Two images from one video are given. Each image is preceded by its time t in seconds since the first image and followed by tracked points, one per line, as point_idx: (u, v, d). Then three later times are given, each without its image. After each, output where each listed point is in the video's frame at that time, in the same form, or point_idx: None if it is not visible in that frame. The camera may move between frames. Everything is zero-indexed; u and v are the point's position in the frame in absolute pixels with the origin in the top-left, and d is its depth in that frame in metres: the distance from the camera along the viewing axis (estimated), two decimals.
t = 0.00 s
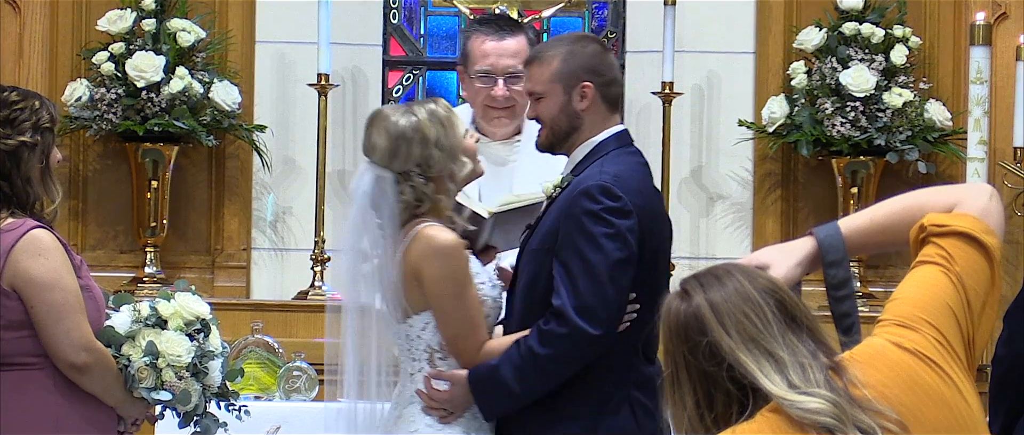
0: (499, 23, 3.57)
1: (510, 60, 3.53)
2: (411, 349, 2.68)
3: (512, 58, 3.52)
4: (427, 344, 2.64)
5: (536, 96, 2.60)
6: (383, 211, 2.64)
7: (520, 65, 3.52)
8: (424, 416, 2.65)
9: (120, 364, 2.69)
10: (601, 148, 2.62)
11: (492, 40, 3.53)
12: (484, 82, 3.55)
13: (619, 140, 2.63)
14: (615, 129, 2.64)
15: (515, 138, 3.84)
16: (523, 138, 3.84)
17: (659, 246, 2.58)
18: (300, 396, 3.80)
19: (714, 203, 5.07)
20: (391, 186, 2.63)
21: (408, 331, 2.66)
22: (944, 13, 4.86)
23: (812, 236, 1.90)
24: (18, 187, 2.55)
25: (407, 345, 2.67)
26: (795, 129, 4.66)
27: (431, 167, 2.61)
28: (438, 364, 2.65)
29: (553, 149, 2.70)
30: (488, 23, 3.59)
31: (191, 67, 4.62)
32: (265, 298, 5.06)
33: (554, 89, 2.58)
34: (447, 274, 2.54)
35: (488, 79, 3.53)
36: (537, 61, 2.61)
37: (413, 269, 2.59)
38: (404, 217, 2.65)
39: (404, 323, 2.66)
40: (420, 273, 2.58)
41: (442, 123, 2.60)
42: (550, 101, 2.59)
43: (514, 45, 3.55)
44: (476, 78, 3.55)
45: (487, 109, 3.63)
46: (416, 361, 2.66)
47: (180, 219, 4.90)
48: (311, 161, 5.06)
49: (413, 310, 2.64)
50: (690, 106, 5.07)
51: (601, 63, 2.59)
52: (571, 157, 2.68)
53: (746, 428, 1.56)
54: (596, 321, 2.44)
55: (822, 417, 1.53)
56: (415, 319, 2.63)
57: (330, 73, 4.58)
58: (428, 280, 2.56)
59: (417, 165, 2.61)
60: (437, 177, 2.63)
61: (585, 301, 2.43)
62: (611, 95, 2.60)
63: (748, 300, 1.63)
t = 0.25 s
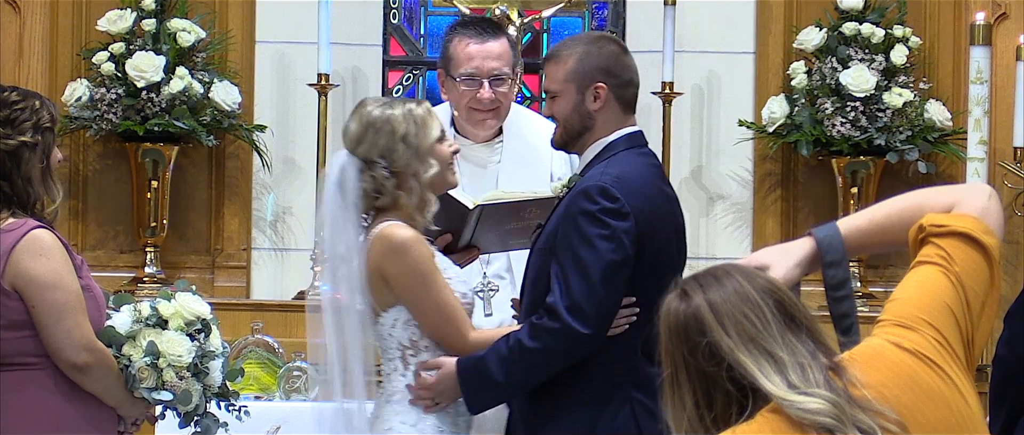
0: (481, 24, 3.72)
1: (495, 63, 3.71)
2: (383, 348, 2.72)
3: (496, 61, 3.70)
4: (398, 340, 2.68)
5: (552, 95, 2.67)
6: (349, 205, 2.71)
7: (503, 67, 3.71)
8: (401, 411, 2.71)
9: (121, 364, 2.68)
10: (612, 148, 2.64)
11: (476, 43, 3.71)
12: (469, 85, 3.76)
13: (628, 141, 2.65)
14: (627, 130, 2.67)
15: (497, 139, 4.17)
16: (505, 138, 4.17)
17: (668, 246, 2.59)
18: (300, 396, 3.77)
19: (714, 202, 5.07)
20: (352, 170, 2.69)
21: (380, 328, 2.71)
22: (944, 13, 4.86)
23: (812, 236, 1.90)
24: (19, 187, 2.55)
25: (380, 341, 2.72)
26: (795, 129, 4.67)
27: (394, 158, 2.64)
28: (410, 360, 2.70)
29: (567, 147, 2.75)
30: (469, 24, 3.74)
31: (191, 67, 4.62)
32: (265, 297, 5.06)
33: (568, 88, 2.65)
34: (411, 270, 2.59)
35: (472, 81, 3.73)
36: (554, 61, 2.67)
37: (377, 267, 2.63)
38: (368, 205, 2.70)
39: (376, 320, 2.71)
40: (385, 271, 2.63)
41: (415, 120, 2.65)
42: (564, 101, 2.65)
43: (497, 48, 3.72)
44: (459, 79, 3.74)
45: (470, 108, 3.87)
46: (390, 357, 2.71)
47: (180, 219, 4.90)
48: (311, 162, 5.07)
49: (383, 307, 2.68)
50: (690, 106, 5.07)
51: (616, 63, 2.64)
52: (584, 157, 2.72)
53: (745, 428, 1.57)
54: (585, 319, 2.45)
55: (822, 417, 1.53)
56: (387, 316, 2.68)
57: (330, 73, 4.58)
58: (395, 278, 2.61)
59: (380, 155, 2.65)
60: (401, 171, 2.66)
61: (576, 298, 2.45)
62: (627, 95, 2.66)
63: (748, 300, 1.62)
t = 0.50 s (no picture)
0: (486, 24, 3.82)
1: (500, 62, 3.80)
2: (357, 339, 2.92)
3: (501, 59, 3.79)
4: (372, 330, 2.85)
5: (562, 95, 2.75)
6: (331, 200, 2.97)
7: (507, 65, 3.80)
8: (367, 402, 2.84)
9: (122, 364, 2.68)
10: (619, 147, 2.72)
11: (481, 41, 3.81)
12: (473, 84, 3.83)
13: (635, 141, 2.73)
14: (634, 131, 2.74)
15: (497, 138, 4.20)
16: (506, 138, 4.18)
17: (673, 242, 2.65)
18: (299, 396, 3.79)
19: (714, 203, 5.06)
20: (334, 166, 2.96)
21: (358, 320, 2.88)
22: (944, 14, 4.86)
23: (812, 236, 1.90)
24: (20, 187, 2.55)
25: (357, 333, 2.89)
26: (795, 129, 4.67)
27: (372, 153, 2.90)
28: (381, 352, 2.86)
29: (577, 147, 2.84)
30: (474, 23, 3.84)
31: (191, 67, 4.62)
32: (265, 298, 5.00)
33: (576, 88, 2.72)
34: (384, 257, 2.77)
35: (477, 79, 3.81)
36: (563, 63, 2.76)
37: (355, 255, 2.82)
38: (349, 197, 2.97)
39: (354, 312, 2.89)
40: (362, 259, 2.81)
41: (393, 116, 2.89)
42: (573, 101, 2.74)
43: (502, 46, 3.82)
44: (463, 77, 3.82)
45: (473, 108, 3.93)
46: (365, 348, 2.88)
47: (180, 219, 4.91)
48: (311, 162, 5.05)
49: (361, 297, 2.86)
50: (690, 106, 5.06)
51: (623, 63, 2.72)
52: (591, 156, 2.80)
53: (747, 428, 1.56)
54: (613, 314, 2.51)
55: (824, 417, 1.53)
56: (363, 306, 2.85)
57: (330, 73, 4.58)
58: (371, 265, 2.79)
59: (360, 149, 2.92)
60: (379, 166, 2.91)
61: (586, 292, 2.53)
62: (635, 95, 2.73)
63: (748, 300, 1.62)
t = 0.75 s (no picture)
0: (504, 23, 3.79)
1: (515, 62, 3.76)
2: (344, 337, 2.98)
3: (517, 59, 3.75)
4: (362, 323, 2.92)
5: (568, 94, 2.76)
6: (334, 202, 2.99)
7: (523, 65, 3.76)
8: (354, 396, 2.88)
9: (122, 364, 2.68)
10: (626, 147, 2.72)
11: (497, 40, 3.77)
12: (488, 82, 3.79)
13: (642, 140, 2.73)
14: (640, 131, 2.75)
15: (511, 139, 4.13)
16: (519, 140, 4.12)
17: (681, 240, 2.65)
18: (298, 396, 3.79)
19: (714, 203, 5.05)
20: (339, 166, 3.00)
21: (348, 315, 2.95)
22: (944, 14, 4.86)
23: (812, 236, 1.90)
24: (21, 188, 2.55)
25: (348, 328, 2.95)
26: (795, 129, 4.67)
27: (375, 150, 2.94)
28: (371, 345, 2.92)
29: (582, 148, 2.84)
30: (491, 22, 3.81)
31: (191, 66, 4.62)
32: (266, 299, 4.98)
33: (582, 87, 2.73)
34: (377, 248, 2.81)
35: (492, 77, 3.77)
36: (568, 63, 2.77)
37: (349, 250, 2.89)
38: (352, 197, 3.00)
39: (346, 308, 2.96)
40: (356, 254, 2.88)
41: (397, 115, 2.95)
42: (578, 100, 2.75)
43: (519, 46, 3.78)
44: (479, 75, 3.78)
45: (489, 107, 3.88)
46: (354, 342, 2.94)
47: (180, 219, 4.91)
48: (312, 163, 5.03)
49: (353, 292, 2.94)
50: (690, 106, 5.05)
51: (629, 62, 2.73)
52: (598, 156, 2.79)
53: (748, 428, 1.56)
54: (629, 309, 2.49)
55: (825, 417, 1.53)
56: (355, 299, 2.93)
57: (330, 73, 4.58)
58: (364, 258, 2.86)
59: (363, 147, 2.96)
60: (383, 163, 2.95)
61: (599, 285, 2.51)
62: (638, 94, 2.73)
63: (749, 300, 1.62)
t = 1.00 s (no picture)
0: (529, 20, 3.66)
1: (539, 60, 3.63)
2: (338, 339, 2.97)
3: (541, 57, 3.63)
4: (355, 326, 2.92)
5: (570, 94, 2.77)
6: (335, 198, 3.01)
7: (547, 64, 3.64)
8: (344, 398, 2.86)
9: (121, 364, 2.68)
10: (633, 147, 2.71)
11: (522, 37, 3.65)
12: (511, 79, 3.66)
13: (649, 141, 2.72)
14: (645, 132, 2.74)
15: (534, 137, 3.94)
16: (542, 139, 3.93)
17: (688, 241, 2.65)
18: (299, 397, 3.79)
19: (714, 202, 5.05)
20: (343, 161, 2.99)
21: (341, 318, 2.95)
22: (943, 14, 4.86)
23: (816, 234, 1.91)
24: (22, 188, 2.55)
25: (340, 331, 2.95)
26: (795, 128, 4.67)
27: (379, 147, 2.94)
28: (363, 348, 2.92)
29: (585, 149, 2.84)
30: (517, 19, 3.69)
31: (191, 66, 4.62)
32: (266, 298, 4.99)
33: (584, 86, 2.73)
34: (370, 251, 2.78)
35: (515, 75, 3.64)
36: (570, 63, 2.77)
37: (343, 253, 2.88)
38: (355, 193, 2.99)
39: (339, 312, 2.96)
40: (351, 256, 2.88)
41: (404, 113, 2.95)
42: (581, 99, 2.75)
43: (543, 45, 3.66)
44: (502, 72, 3.65)
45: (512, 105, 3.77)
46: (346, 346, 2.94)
47: (180, 219, 4.91)
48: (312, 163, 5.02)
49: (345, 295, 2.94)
50: (690, 106, 5.06)
51: (633, 61, 2.73)
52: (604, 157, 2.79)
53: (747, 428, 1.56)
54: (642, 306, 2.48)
55: (826, 416, 1.53)
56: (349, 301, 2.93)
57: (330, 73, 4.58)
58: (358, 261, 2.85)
59: (367, 143, 2.95)
60: (386, 160, 2.94)
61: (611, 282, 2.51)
62: (638, 94, 2.73)
63: (749, 300, 1.62)
